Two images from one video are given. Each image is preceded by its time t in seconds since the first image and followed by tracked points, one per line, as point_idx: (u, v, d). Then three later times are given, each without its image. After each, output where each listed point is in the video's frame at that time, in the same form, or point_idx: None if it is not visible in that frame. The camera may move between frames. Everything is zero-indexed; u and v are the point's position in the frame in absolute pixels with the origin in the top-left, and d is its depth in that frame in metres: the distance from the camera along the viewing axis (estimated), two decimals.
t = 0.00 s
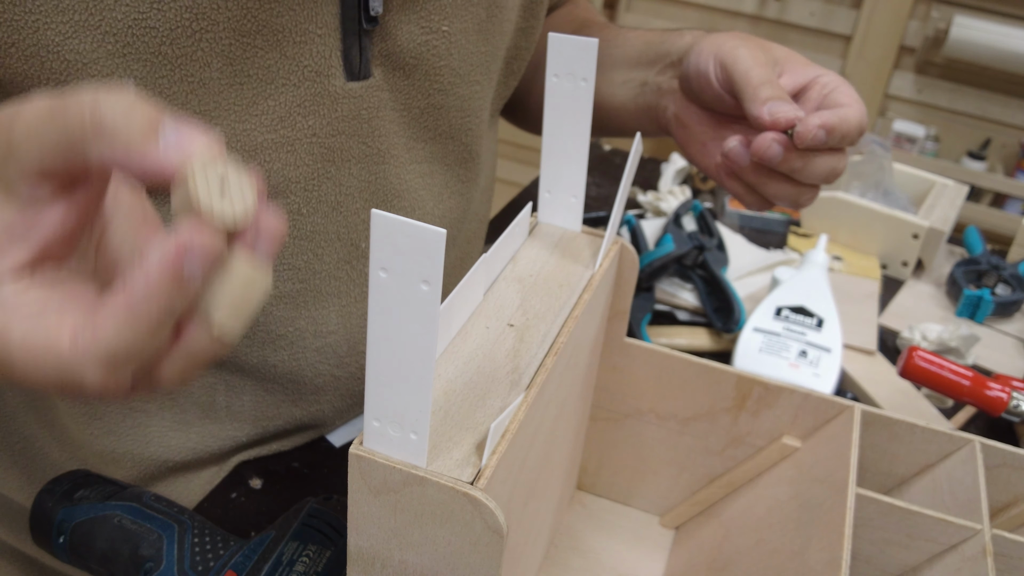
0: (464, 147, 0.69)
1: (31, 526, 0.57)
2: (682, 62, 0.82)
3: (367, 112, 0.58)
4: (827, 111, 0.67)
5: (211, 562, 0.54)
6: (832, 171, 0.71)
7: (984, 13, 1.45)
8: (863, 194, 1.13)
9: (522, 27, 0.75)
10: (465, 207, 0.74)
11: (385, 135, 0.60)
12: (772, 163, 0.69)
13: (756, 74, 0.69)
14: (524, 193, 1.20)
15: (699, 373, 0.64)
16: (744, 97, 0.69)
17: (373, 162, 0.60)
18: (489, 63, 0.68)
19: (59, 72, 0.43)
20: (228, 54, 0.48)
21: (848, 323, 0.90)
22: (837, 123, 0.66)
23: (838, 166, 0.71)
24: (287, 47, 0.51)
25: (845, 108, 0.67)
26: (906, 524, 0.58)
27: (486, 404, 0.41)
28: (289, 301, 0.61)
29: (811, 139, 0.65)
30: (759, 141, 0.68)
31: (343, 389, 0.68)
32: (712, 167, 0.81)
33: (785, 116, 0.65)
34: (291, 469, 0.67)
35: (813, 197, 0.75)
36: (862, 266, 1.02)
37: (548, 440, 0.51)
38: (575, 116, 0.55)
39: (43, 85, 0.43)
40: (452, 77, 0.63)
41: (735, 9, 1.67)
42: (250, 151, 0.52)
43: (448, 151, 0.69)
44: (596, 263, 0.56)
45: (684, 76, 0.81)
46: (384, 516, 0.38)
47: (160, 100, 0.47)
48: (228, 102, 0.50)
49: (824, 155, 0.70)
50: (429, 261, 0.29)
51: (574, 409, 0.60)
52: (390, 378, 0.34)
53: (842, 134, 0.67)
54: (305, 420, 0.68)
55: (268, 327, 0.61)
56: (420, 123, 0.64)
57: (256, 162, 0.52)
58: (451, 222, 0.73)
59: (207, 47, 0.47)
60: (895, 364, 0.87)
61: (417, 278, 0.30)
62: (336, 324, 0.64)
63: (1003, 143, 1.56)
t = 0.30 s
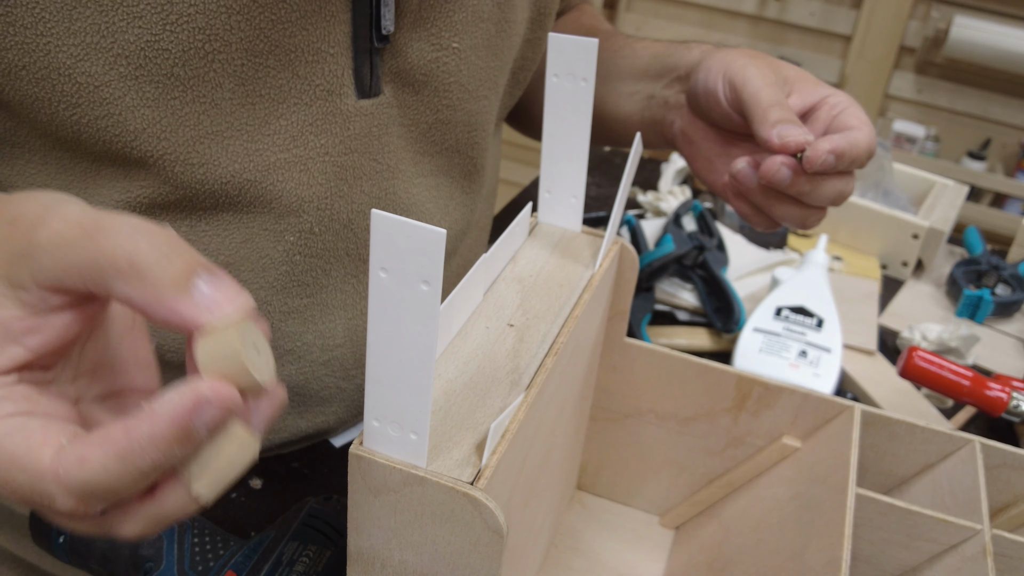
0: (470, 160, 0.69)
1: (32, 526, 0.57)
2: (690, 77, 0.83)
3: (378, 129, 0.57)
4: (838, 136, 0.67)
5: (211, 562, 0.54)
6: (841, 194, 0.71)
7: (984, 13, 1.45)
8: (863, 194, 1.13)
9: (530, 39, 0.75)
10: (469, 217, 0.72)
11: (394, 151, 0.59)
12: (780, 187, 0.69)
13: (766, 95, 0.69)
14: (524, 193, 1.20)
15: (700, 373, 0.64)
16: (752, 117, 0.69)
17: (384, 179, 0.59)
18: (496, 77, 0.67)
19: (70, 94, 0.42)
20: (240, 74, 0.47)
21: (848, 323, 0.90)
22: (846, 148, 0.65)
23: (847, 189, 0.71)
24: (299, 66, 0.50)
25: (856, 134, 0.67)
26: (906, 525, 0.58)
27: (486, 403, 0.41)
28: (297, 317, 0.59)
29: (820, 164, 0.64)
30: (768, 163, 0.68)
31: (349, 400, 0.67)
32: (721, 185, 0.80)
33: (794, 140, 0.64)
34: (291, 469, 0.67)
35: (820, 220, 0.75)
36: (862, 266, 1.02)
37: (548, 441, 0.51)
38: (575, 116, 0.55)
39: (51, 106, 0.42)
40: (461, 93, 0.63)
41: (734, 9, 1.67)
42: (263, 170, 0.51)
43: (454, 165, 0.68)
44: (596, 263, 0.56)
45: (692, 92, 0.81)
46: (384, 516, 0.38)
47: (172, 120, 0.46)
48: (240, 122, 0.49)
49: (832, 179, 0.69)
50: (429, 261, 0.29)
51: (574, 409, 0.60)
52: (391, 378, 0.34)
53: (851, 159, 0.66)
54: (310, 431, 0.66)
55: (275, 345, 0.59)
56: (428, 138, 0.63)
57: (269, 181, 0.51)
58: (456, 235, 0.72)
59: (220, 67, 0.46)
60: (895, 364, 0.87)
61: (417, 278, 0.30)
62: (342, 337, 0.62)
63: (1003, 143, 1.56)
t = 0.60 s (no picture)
0: (471, 163, 0.69)
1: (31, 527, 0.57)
2: (689, 79, 0.82)
3: (382, 134, 0.57)
4: (841, 138, 0.67)
5: (211, 564, 0.53)
6: (843, 195, 0.71)
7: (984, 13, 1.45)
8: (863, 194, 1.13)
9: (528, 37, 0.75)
10: (470, 218, 0.72)
11: (397, 156, 0.60)
12: (785, 189, 0.69)
13: (769, 98, 0.69)
14: (524, 193, 1.20)
15: (699, 373, 0.64)
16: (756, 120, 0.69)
17: (387, 183, 0.60)
18: (497, 79, 0.67)
19: (78, 103, 0.42)
20: (249, 81, 0.47)
21: (848, 323, 0.90)
22: (851, 150, 0.66)
23: (849, 191, 0.71)
24: (307, 72, 0.50)
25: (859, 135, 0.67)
26: (906, 525, 0.58)
27: (486, 403, 0.41)
28: (303, 324, 0.59)
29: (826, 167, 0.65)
30: (774, 167, 0.68)
31: (352, 403, 0.66)
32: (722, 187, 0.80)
33: (799, 143, 0.65)
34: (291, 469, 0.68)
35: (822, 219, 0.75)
36: (862, 266, 1.02)
37: (548, 441, 0.51)
38: (575, 116, 0.55)
39: (59, 115, 0.42)
40: (464, 97, 0.63)
41: (734, 9, 1.67)
42: (271, 177, 0.50)
43: (455, 168, 0.68)
44: (597, 263, 0.56)
45: (692, 95, 0.81)
46: (384, 516, 0.38)
47: (182, 128, 0.45)
48: (249, 130, 0.48)
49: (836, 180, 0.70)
50: (429, 261, 0.29)
51: (574, 408, 0.60)
52: (391, 378, 0.34)
53: (855, 161, 0.67)
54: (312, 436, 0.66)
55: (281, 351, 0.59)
56: (431, 142, 0.63)
57: (277, 189, 0.51)
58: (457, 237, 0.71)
59: (229, 75, 0.46)
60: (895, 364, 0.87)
61: (417, 278, 0.30)
62: (347, 343, 0.62)
63: (1003, 144, 1.56)
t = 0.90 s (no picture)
0: (469, 162, 0.68)
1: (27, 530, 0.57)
2: (686, 77, 0.82)
3: (381, 134, 0.57)
4: (839, 135, 0.67)
5: (211, 563, 0.55)
6: (841, 193, 0.71)
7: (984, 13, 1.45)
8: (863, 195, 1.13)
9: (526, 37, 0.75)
10: (468, 220, 0.73)
11: (395, 156, 0.60)
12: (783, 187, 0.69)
13: (766, 96, 0.69)
14: (524, 193, 1.20)
15: (699, 373, 0.64)
16: (753, 117, 0.69)
17: (385, 183, 0.60)
18: (495, 79, 0.67)
19: (78, 106, 0.42)
20: (249, 82, 0.47)
21: (848, 323, 0.90)
22: (849, 147, 0.66)
23: (846, 187, 0.71)
24: (307, 73, 0.50)
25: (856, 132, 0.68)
26: (907, 525, 0.58)
27: (486, 404, 0.41)
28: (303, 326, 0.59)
29: (825, 163, 0.65)
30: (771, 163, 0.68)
31: (351, 403, 0.67)
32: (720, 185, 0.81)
33: (797, 141, 0.65)
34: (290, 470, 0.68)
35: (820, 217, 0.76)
36: (862, 266, 1.02)
37: (548, 441, 0.51)
38: (575, 116, 0.55)
39: (59, 118, 0.42)
40: (462, 96, 0.62)
41: (734, 9, 1.67)
42: (271, 179, 0.50)
43: (454, 168, 0.68)
44: (596, 263, 0.56)
45: (689, 92, 0.81)
46: (384, 516, 0.38)
47: (181, 130, 0.46)
48: (249, 131, 0.48)
49: (834, 177, 0.70)
50: (429, 261, 0.29)
51: (574, 408, 0.60)
52: (391, 378, 0.34)
53: (853, 158, 0.67)
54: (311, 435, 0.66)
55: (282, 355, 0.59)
56: (429, 142, 0.63)
57: (277, 191, 0.51)
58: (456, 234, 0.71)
59: (228, 76, 0.46)
60: (896, 364, 0.87)
61: (417, 278, 0.30)
62: (347, 344, 0.62)
63: (1003, 144, 1.56)
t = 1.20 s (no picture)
0: (465, 157, 0.68)
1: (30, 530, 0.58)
2: (681, 73, 0.82)
3: (376, 128, 0.57)
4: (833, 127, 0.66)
5: (210, 563, 0.55)
6: (835, 185, 0.71)
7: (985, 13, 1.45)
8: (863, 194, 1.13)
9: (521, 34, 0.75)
10: (466, 217, 0.73)
11: (392, 150, 0.59)
12: (777, 180, 0.69)
13: (760, 89, 0.69)
14: (524, 193, 1.20)
15: (700, 373, 0.64)
16: (746, 110, 0.69)
17: (381, 178, 0.59)
18: (489, 74, 0.67)
19: (68, 101, 0.42)
20: (239, 76, 0.47)
21: (848, 323, 0.90)
22: (842, 138, 0.65)
23: (841, 180, 0.71)
24: (298, 67, 0.50)
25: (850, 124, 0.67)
26: (907, 525, 0.57)
27: (485, 404, 0.41)
28: (299, 322, 0.59)
29: (818, 155, 0.64)
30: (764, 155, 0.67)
31: (350, 401, 0.68)
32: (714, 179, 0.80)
33: (789, 133, 0.64)
34: (290, 469, 0.68)
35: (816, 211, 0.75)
36: (863, 266, 1.02)
37: (548, 441, 0.51)
38: (575, 115, 0.55)
39: (48, 113, 0.42)
40: (456, 90, 0.62)
41: (734, 9, 1.67)
42: (263, 173, 0.51)
43: (450, 162, 0.68)
44: (597, 263, 0.56)
45: (683, 86, 0.81)
46: (383, 517, 0.38)
47: (171, 125, 0.46)
48: (239, 125, 0.49)
49: (828, 170, 0.69)
50: (428, 260, 0.29)
51: (574, 408, 0.60)
52: (391, 377, 0.34)
53: (847, 150, 0.66)
54: (310, 433, 0.67)
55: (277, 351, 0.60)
56: (426, 136, 0.63)
57: (269, 185, 0.51)
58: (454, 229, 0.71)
59: (218, 70, 0.46)
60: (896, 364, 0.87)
61: (417, 278, 0.30)
62: (343, 341, 0.63)
63: (1004, 143, 1.56)
